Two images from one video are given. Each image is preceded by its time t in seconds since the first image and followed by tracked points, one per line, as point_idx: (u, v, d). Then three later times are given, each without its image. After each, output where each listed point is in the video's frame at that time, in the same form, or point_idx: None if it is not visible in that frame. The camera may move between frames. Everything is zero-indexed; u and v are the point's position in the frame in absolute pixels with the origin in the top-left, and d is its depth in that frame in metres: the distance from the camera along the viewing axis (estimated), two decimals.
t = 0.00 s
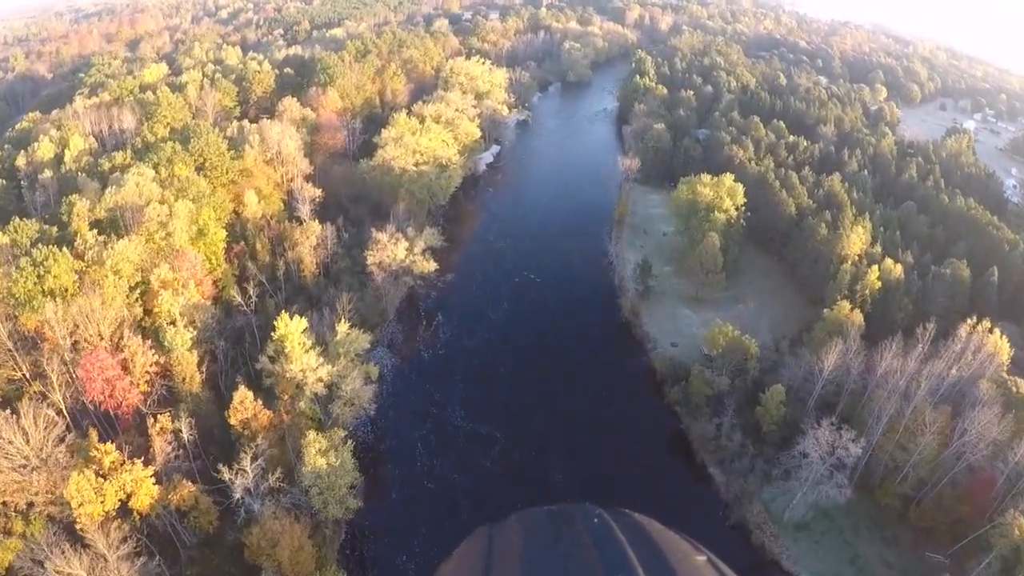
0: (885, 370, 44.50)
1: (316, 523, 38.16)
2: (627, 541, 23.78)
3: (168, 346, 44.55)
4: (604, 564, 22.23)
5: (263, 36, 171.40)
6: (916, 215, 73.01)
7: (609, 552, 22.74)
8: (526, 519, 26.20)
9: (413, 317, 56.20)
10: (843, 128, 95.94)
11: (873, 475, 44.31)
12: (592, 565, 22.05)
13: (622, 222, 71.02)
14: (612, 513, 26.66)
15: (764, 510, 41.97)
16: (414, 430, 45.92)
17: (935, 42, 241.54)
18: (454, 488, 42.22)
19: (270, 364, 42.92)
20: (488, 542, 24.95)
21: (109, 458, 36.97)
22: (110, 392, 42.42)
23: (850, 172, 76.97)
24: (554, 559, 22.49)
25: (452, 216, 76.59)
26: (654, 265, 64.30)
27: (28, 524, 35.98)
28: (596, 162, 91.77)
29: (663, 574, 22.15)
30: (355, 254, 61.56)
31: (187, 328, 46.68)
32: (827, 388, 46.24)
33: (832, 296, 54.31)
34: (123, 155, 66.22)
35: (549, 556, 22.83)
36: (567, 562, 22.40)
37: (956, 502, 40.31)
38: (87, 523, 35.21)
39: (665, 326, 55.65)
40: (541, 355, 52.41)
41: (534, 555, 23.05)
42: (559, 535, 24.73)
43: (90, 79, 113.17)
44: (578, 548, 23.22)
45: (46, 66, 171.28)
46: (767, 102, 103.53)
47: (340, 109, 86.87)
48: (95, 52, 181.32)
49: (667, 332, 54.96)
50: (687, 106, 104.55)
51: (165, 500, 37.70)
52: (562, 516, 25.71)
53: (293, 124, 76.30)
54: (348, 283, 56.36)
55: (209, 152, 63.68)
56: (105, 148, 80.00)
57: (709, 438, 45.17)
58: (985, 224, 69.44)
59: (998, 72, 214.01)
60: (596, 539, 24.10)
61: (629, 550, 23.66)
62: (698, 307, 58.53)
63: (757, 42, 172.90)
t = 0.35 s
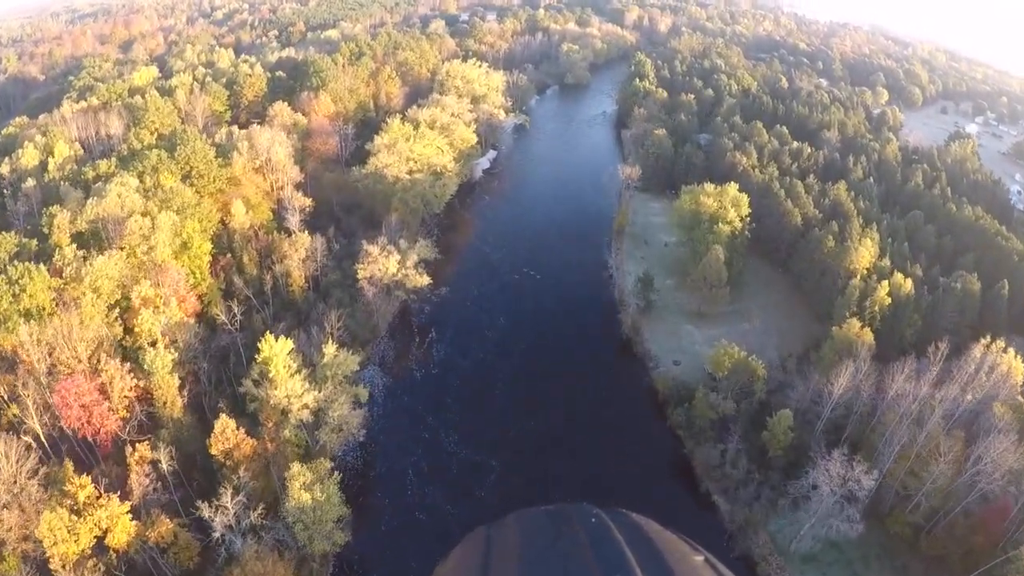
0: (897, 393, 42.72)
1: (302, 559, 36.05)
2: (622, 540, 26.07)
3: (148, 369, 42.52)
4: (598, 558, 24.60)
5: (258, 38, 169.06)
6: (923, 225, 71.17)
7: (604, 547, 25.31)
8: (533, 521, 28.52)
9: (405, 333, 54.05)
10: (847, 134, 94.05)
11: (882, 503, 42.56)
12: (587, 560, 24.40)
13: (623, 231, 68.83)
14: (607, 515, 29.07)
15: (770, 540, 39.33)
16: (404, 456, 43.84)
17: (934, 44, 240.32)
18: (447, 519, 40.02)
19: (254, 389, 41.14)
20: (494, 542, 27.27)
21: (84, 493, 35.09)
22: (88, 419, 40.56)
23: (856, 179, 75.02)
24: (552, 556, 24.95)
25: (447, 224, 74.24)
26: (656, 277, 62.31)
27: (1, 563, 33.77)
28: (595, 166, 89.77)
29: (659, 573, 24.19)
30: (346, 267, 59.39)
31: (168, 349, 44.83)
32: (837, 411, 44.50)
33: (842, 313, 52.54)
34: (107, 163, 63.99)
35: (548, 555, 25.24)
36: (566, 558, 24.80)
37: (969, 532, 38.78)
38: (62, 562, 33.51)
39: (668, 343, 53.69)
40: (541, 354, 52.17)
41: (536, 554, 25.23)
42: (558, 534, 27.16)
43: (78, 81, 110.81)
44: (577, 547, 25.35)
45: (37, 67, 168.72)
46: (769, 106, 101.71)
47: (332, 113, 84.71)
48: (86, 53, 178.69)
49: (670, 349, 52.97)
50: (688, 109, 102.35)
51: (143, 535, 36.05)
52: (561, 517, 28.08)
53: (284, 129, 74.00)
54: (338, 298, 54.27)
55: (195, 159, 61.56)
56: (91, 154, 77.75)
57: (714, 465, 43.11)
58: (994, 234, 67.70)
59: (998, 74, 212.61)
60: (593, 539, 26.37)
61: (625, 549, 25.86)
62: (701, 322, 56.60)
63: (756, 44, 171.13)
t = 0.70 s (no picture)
0: (911, 419, 40.94)
1: None
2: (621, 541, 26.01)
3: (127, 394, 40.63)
4: (596, 559, 24.58)
5: (253, 40, 166.90)
6: (931, 235, 69.41)
7: (601, 547, 25.31)
8: (535, 524, 27.73)
9: (398, 350, 52.06)
10: (852, 139, 92.27)
11: (894, 533, 40.64)
12: (585, 561, 24.42)
13: (624, 241, 66.82)
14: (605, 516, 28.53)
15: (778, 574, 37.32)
16: (396, 484, 41.86)
17: (935, 47, 238.66)
18: (440, 552, 37.94)
19: (238, 415, 39.22)
20: (498, 541, 26.72)
21: (60, 529, 33.43)
22: (65, 447, 38.84)
23: (862, 187, 73.20)
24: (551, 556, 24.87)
25: (442, 232, 72.19)
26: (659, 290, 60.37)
27: None
28: (596, 172, 87.72)
29: None
30: (337, 280, 57.44)
31: (149, 371, 43.06)
32: (847, 437, 42.75)
33: (851, 330, 50.76)
34: (92, 172, 62.05)
35: (548, 554, 25.10)
36: (565, 557, 24.77)
37: (983, 564, 37.36)
38: None
39: (671, 361, 51.76)
40: (542, 355, 51.53)
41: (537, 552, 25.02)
42: (556, 536, 26.88)
43: (68, 85, 108.70)
44: (576, 547, 25.26)
45: (31, 69, 166.38)
46: (773, 111, 99.76)
47: (326, 119, 82.62)
48: (80, 55, 176.37)
49: (673, 368, 51.06)
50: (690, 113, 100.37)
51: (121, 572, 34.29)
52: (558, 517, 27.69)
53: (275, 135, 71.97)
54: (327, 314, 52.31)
55: (182, 168, 59.64)
56: (78, 161, 75.72)
57: (720, 494, 41.10)
58: (1005, 244, 65.83)
59: (999, 76, 211.46)
60: (591, 540, 26.26)
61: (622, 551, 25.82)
62: (705, 339, 54.72)
63: (757, 46, 169.44)
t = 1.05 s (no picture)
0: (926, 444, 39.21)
1: None
2: (625, 542, 22.02)
3: (105, 421, 38.75)
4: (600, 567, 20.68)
5: (248, 41, 164.92)
6: (941, 244, 67.55)
7: (604, 550, 21.29)
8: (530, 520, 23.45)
9: (392, 368, 50.15)
10: (857, 143, 90.36)
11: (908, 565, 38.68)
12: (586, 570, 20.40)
13: (626, 250, 64.85)
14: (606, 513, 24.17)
15: None
16: (388, 512, 39.98)
17: (936, 47, 237.12)
18: None
19: (221, 444, 37.46)
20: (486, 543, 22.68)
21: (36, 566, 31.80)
22: (42, 477, 37.04)
23: (870, 194, 71.27)
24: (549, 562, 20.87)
25: (440, 240, 69.65)
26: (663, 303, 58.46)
27: None
28: (596, 177, 85.65)
29: None
30: (329, 294, 55.47)
31: (130, 395, 41.28)
32: (859, 463, 41.01)
33: (862, 348, 48.94)
34: (76, 182, 60.02)
35: (547, 556, 21.30)
36: (565, 564, 20.82)
37: None
38: None
39: (675, 379, 49.89)
40: (541, 357, 51.01)
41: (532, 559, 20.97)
42: (555, 536, 22.71)
43: (59, 88, 106.56)
44: (576, 549, 21.39)
45: (25, 71, 164.10)
46: (777, 114, 97.86)
47: (320, 123, 80.64)
48: (74, 57, 174.24)
49: (678, 387, 49.13)
50: (692, 116, 98.33)
51: None
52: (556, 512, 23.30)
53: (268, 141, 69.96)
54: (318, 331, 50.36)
55: (169, 177, 57.68)
56: (65, 168, 73.78)
57: (727, 524, 39.20)
58: (1018, 254, 64.00)
59: (1001, 77, 209.87)
60: (592, 540, 22.17)
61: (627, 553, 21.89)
62: (710, 355, 52.79)
63: (759, 47, 167.59)
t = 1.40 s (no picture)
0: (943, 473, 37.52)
1: None
2: (629, 543, 19.62)
3: (84, 451, 37.02)
4: (601, 568, 18.31)
5: (244, 43, 162.88)
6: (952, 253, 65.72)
7: (607, 551, 18.92)
8: (528, 520, 21.39)
9: (386, 388, 48.35)
10: (863, 148, 88.50)
11: None
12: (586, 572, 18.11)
13: (629, 261, 62.85)
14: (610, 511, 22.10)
15: None
16: (380, 545, 38.12)
17: (937, 47, 235.46)
18: None
19: (206, 476, 35.80)
20: (479, 546, 20.63)
21: None
22: (19, 510, 35.48)
23: (879, 201, 69.42)
24: (544, 563, 18.66)
25: (436, 250, 66.06)
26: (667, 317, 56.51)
27: None
28: (598, 183, 83.65)
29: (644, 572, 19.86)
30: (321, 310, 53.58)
31: (111, 421, 39.58)
32: (872, 491, 39.45)
33: (875, 366, 47.26)
34: (61, 193, 58.20)
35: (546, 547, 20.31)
36: (563, 565, 18.59)
37: None
38: None
39: (681, 399, 48.11)
40: (541, 374, 49.62)
41: (528, 560, 18.65)
42: (554, 536, 20.45)
43: (49, 92, 104.46)
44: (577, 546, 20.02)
45: (17, 73, 161.51)
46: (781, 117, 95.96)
47: (313, 128, 78.61)
48: (69, 59, 172.06)
49: (684, 407, 47.35)
50: (695, 119, 96.42)
51: None
52: (556, 510, 21.19)
53: (258, 147, 67.77)
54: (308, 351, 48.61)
55: (155, 188, 55.88)
56: (52, 177, 71.84)
57: (735, 557, 37.39)
58: None
59: (1003, 78, 208.18)
60: (594, 540, 19.87)
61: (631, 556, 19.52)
62: (717, 373, 50.93)
63: (762, 48, 165.60)
